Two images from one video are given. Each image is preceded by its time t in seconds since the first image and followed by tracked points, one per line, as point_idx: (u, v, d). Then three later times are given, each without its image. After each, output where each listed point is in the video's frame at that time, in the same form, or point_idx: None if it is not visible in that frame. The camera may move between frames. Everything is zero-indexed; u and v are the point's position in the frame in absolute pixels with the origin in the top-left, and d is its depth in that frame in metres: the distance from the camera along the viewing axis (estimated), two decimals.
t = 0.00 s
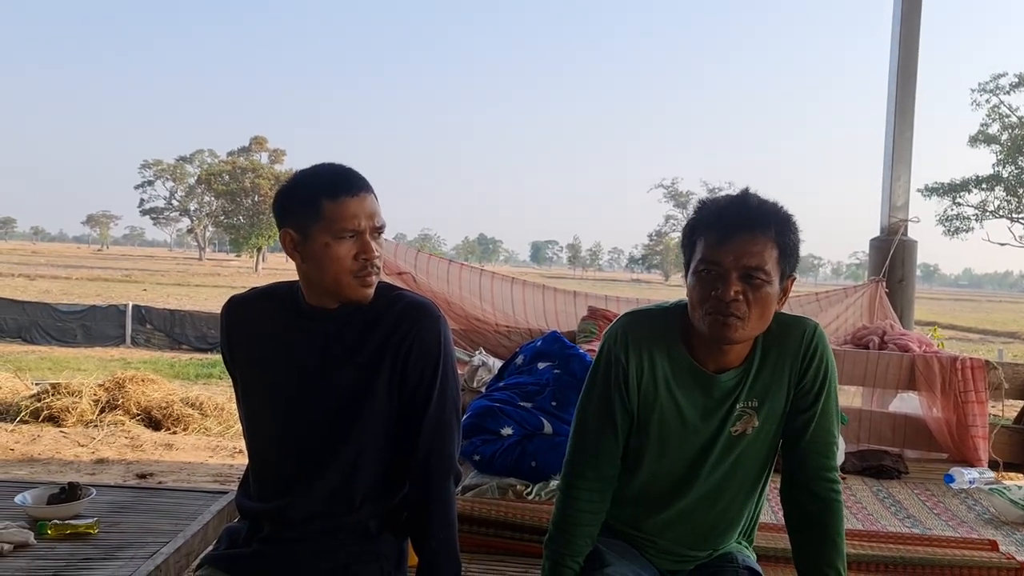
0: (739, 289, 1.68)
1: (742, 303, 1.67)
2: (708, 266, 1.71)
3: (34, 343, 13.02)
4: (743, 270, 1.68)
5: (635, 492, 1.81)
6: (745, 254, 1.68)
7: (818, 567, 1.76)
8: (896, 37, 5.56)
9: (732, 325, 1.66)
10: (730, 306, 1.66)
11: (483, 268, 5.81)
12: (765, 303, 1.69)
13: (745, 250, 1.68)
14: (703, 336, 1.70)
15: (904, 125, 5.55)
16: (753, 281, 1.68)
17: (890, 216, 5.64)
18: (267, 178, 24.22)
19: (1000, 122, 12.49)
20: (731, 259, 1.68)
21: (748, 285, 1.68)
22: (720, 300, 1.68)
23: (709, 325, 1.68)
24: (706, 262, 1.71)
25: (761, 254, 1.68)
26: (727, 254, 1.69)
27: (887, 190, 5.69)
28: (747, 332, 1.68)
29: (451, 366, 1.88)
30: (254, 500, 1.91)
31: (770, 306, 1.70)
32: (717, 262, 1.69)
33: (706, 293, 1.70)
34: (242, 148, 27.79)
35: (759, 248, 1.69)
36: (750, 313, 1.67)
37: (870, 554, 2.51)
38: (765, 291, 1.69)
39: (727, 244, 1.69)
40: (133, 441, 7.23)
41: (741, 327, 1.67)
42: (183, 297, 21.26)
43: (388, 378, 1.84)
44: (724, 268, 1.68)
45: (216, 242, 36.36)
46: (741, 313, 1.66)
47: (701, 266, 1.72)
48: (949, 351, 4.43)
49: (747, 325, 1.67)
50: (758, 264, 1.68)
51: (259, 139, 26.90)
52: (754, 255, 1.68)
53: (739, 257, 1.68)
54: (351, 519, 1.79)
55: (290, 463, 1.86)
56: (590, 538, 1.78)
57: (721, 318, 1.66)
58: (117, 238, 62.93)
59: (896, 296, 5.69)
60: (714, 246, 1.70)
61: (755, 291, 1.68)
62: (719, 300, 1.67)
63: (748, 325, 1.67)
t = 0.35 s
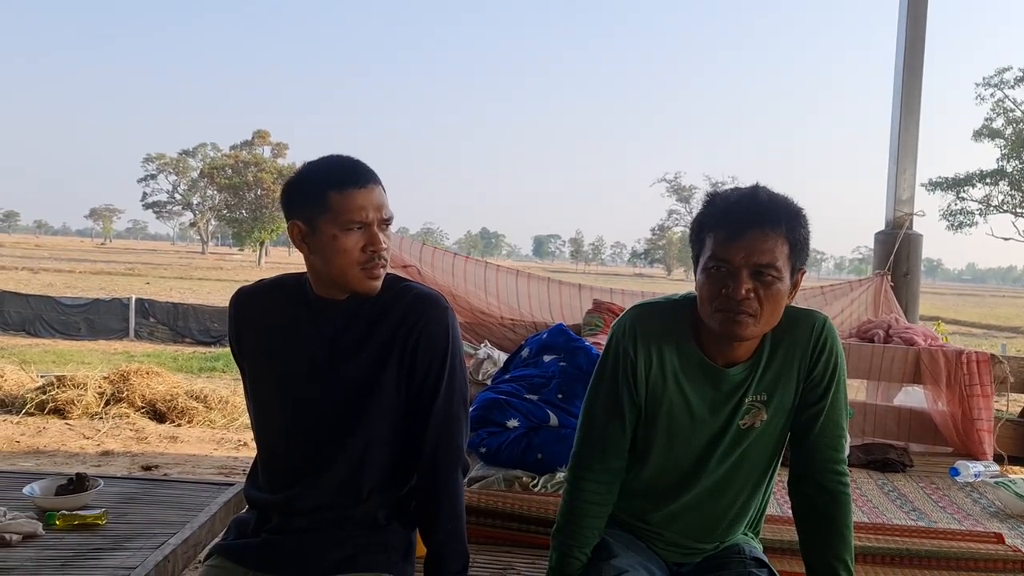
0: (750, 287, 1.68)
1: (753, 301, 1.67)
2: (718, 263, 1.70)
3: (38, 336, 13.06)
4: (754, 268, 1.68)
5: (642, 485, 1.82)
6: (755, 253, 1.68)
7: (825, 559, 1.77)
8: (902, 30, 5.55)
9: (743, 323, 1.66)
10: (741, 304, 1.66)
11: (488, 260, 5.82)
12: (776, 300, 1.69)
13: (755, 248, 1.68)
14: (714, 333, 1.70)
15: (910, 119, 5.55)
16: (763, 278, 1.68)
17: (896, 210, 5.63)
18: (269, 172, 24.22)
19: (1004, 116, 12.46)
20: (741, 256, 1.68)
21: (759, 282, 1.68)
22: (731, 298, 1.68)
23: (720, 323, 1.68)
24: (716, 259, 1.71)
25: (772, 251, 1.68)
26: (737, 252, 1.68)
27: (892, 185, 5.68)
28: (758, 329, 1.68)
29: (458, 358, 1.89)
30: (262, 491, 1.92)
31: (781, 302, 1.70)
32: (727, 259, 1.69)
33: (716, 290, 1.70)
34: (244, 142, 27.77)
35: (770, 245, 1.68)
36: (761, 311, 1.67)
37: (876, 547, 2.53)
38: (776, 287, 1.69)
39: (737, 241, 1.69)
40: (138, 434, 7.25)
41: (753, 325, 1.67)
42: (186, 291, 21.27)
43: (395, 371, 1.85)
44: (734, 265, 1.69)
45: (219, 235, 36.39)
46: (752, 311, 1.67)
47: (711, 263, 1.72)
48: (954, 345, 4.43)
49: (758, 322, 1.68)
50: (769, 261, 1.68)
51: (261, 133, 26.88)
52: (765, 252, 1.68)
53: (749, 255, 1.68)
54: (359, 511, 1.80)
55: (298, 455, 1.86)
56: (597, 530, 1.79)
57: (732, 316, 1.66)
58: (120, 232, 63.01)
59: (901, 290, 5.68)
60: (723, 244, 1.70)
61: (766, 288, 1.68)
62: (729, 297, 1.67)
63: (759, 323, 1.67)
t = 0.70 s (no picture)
0: (760, 280, 1.67)
1: (762, 295, 1.67)
2: (727, 256, 1.70)
3: (45, 329, 13.12)
4: (763, 261, 1.67)
5: (652, 477, 1.83)
6: (765, 246, 1.67)
7: (836, 552, 1.78)
8: (910, 21, 5.53)
9: (753, 316, 1.65)
10: (750, 298, 1.66)
11: (493, 253, 5.86)
12: (786, 293, 1.69)
13: (765, 241, 1.67)
14: (724, 327, 1.70)
15: (918, 110, 5.54)
16: (773, 271, 1.67)
17: (903, 202, 5.62)
18: (274, 165, 24.24)
19: (1012, 108, 12.39)
20: (751, 250, 1.68)
21: (768, 276, 1.68)
22: (740, 292, 1.68)
23: (729, 317, 1.68)
24: (725, 252, 1.71)
25: (782, 245, 1.68)
26: (747, 245, 1.68)
27: (900, 176, 5.67)
28: (768, 322, 1.68)
29: (468, 352, 1.89)
30: (272, 483, 1.93)
31: (791, 296, 1.70)
32: (736, 253, 1.69)
33: (725, 283, 1.70)
34: (249, 136, 27.77)
35: (780, 238, 1.68)
36: (771, 304, 1.67)
37: (884, 538, 2.54)
38: (786, 281, 1.68)
39: (747, 235, 1.69)
40: (146, 426, 7.28)
41: (762, 319, 1.67)
42: (191, 284, 21.32)
43: (404, 363, 1.85)
44: (744, 259, 1.68)
45: (224, 229, 36.43)
46: (762, 305, 1.66)
47: (720, 257, 1.72)
48: (961, 337, 4.43)
49: (768, 316, 1.67)
50: (779, 255, 1.67)
51: (266, 127, 26.90)
52: (774, 246, 1.67)
53: (759, 248, 1.67)
54: (369, 503, 1.81)
55: (308, 447, 1.87)
56: (606, 521, 1.80)
57: (741, 310, 1.66)
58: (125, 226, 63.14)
59: (908, 282, 5.67)
60: (733, 238, 1.70)
61: (775, 282, 1.68)
62: (738, 291, 1.67)
63: (768, 317, 1.67)
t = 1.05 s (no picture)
0: (762, 260, 1.67)
1: (764, 275, 1.67)
2: (729, 238, 1.70)
3: (51, 320, 13.19)
4: (765, 241, 1.67)
5: (654, 461, 1.83)
6: (767, 225, 1.67)
7: (837, 535, 1.78)
8: (917, 9, 5.50)
9: (755, 297, 1.65)
10: (753, 278, 1.66)
11: (498, 242, 5.88)
12: (788, 273, 1.68)
13: (766, 221, 1.67)
14: (727, 308, 1.70)
15: (924, 98, 5.52)
16: (775, 251, 1.67)
17: (909, 191, 5.60)
18: (280, 157, 24.27)
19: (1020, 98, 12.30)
20: (752, 230, 1.68)
21: (770, 255, 1.67)
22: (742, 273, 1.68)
23: (733, 298, 1.67)
24: (727, 234, 1.71)
25: (783, 224, 1.68)
26: (748, 225, 1.68)
27: (906, 165, 5.65)
28: (771, 302, 1.68)
29: (470, 334, 1.89)
30: (275, 466, 1.93)
31: (793, 276, 1.70)
32: (738, 234, 1.69)
33: (728, 264, 1.70)
34: (255, 128, 27.79)
35: (781, 218, 1.68)
36: (773, 284, 1.67)
37: (885, 524, 2.56)
38: (788, 261, 1.68)
39: (748, 215, 1.69)
40: (151, 415, 7.32)
41: (764, 298, 1.66)
42: (197, 276, 21.38)
43: (407, 346, 1.86)
44: (745, 240, 1.68)
45: (230, 221, 36.50)
46: (764, 285, 1.66)
47: (723, 238, 1.72)
48: (966, 326, 4.43)
49: (771, 296, 1.67)
50: (780, 234, 1.67)
51: (272, 119, 26.92)
52: (776, 226, 1.67)
53: (760, 228, 1.67)
54: (371, 485, 1.81)
55: (311, 430, 1.87)
56: (608, 505, 1.81)
57: (744, 291, 1.66)
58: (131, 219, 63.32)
59: (913, 272, 5.65)
60: (735, 218, 1.70)
61: (778, 262, 1.67)
62: (741, 271, 1.67)
63: (770, 297, 1.67)
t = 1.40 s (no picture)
0: (779, 250, 1.66)
1: (782, 265, 1.66)
2: (746, 229, 1.70)
3: (66, 313, 13.30)
4: (782, 231, 1.67)
5: (672, 455, 1.83)
6: (782, 215, 1.67)
7: (855, 529, 1.78)
8: None
9: (775, 287, 1.65)
10: (771, 269, 1.65)
11: (512, 235, 5.89)
12: (806, 263, 1.67)
13: (782, 211, 1.67)
14: (746, 299, 1.70)
15: (940, 90, 5.48)
16: (792, 241, 1.67)
17: (925, 183, 5.56)
18: (291, 150, 24.32)
19: None
20: (768, 221, 1.68)
21: (787, 246, 1.67)
22: (759, 263, 1.67)
23: (751, 289, 1.67)
24: (744, 225, 1.71)
25: (800, 214, 1.67)
26: (764, 216, 1.68)
27: (922, 158, 5.61)
28: (790, 293, 1.67)
29: (486, 327, 1.90)
30: (293, 458, 1.94)
31: (810, 266, 1.68)
32: (754, 225, 1.69)
33: (745, 256, 1.69)
34: (266, 121, 27.85)
35: (797, 208, 1.67)
36: (791, 274, 1.66)
37: (902, 518, 2.56)
38: (806, 251, 1.67)
39: (763, 207, 1.69)
40: (166, 407, 7.39)
41: (782, 288, 1.65)
42: (209, 269, 21.49)
43: (425, 339, 1.86)
44: (762, 231, 1.68)
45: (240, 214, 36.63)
46: (782, 275, 1.65)
47: (739, 230, 1.72)
48: (982, 320, 4.41)
49: (789, 286, 1.66)
50: (796, 224, 1.67)
51: (283, 112, 26.97)
52: (791, 215, 1.67)
53: (776, 219, 1.67)
54: (390, 477, 1.82)
55: (329, 422, 1.87)
56: (625, 498, 1.81)
57: (763, 281, 1.65)
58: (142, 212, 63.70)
59: (929, 265, 5.62)
60: (751, 210, 1.70)
61: (795, 252, 1.67)
62: (758, 262, 1.67)
63: (787, 287, 1.66)
